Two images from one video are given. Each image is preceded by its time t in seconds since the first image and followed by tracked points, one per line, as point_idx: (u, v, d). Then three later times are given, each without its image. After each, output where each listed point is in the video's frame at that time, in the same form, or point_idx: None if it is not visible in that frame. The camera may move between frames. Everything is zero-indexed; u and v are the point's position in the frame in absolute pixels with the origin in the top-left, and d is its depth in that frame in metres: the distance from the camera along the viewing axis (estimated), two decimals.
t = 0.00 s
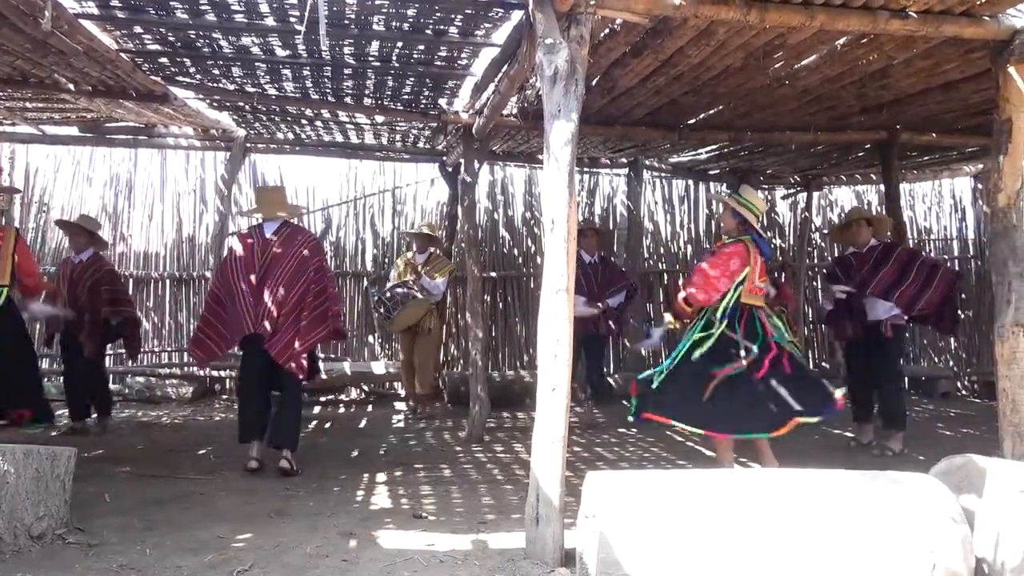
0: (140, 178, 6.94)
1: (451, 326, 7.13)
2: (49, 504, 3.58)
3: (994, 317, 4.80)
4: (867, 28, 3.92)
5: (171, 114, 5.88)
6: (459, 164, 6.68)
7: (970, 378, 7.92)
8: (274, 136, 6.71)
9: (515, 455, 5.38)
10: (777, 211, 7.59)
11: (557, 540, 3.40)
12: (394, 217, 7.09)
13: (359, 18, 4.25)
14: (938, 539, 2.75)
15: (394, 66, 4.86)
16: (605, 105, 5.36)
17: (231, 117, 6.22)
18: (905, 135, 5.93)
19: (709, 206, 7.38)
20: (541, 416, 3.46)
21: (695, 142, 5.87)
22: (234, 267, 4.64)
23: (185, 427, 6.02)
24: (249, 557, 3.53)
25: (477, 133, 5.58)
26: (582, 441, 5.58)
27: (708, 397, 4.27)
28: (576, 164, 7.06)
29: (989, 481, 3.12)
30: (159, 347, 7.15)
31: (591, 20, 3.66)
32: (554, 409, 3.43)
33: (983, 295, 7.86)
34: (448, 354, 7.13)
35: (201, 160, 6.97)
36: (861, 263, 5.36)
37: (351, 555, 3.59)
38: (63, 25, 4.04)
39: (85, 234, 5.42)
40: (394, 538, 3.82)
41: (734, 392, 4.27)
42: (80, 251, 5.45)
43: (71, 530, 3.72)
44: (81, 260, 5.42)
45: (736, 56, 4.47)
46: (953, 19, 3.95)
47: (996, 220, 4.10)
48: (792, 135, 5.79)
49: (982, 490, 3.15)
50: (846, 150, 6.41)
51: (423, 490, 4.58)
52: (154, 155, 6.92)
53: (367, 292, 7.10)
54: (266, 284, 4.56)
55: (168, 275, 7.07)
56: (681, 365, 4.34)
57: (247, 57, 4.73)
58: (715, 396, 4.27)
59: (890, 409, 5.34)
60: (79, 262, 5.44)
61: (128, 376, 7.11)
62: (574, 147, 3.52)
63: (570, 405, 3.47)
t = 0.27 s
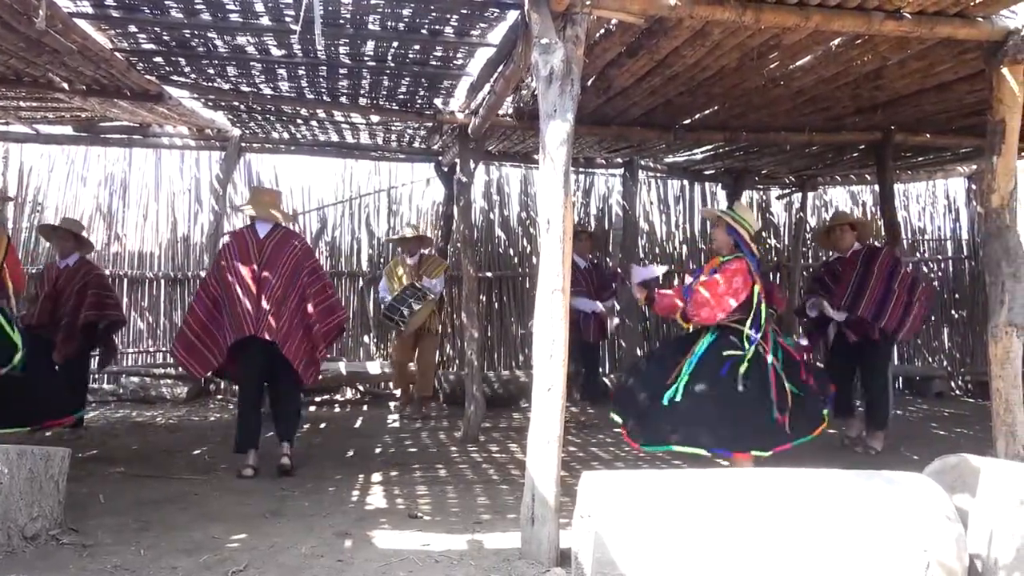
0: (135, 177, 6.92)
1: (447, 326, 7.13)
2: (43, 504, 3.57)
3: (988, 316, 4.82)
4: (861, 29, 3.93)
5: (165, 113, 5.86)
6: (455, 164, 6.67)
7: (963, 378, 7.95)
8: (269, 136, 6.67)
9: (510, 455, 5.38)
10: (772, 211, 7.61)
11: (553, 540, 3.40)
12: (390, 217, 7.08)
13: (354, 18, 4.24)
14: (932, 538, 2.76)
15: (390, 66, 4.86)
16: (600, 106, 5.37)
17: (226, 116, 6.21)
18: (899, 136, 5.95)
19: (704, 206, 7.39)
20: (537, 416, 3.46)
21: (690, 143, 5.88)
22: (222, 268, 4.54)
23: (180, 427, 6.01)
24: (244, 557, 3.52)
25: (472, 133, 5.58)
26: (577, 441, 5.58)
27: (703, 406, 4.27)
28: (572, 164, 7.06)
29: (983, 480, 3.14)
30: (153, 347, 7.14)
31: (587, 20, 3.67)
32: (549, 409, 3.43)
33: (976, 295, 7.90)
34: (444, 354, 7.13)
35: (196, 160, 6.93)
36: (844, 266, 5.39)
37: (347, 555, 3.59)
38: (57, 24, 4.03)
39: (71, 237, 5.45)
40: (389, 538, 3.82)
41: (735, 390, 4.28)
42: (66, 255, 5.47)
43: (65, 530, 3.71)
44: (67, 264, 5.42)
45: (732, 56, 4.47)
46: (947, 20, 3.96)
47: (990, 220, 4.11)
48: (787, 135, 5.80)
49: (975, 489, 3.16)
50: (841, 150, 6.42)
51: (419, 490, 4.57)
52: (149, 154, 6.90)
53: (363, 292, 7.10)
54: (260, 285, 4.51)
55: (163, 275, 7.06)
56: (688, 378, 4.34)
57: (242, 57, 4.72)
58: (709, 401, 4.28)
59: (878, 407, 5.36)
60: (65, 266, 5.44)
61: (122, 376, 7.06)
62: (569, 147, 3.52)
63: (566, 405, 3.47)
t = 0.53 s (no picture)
0: (134, 177, 6.92)
1: (446, 326, 7.13)
2: (42, 505, 3.57)
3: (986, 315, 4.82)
4: (860, 29, 3.93)
5: (164, 113, 5.86)
6: (454, 164, 6.66)
7: (962, 377, 7.95)
8: (269, 135, 6.63)
9: (509, 455, 5.38)
10: (770, 211, 7.61)
11: (552, 540, 3.41)
12: (389, 217, 7.08)
13: (353, 18, 4.24)
14: (931, 538, 2.76)
15: (389, 66, 4.86)
16: (599, 105, 5.36)
17: (225, 116, 6.20)
18: (898, 136, 5.95)
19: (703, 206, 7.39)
20: (536, 416, 3.46)
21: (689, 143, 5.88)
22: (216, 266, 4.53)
23: (179, 427, 6.00)
24: (243, 557, 3.52)
25: (471, 133, 5.58)
26: (576, 441, 5.58)
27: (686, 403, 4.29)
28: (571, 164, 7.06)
29: (982, 480, 3.14)
30: (152, 347, 7.15)
31: (586, 20, 3.67)
32: (549, 409, 3.43)
33: (975, 295, 7.90)
34: (443, 355, 7.12)
35: (195, 160, 6.94)
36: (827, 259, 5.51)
37: (346, 556, 3.59)
38: (56, 24, 4.03)
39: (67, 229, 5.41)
40: (388, 538, 3.82)
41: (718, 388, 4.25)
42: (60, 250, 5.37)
43: (64, 531, 3.71)
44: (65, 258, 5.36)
45: (731, 56, 4.47)
46: (945, 20, 3.96)
47: (988, 220, 4.12)
48: (786, 135, 5.81)
49: (975, 489, 3.16)
50: (840, 150, 6.42)
51: (418, 490, 4.57)
52: (148, 154, 6.90)
53: (362, 292, 7.10)
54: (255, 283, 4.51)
55: (162, 275, 7.05)
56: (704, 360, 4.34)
57: (241, 57, 4.72)
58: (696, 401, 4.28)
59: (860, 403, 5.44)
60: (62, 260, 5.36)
61: (121, 377, 7.02)
62: (568, 147, 3.52)
63: (565, 405, 3.47)
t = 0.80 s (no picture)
0: (134, 177, 6.92)
1: (446, 325, 7.13)
2: (43, 505, 3.57)
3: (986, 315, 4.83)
4: (861, 29, 3.93)
5: (164, 113, 5.86)
6: (455, 165, 6.66)
7: (963, 377, 7.95)
8: (269, 136, 6.62)
9: (510, 455, 5.38)
10: (771, 211, 7.61)
11: (552, 540, 3.40)
12: (389, 217, 7.07)
13: (353, 18, 4.24)
14: (931, 538, 2.76)
15: (389, 66, 4.86)
16: (600, 105, 5.36)
17: (226, 116, 6.20)
18: (899, 136, 5.95)
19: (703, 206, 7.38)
20: (537, 416, 3.46)
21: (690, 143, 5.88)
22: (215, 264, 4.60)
23: (179, 427, 6.00)
24: (244, 557, 3.52)
25: (471, 133, 5.58)
26: (577, 441, 5.58)
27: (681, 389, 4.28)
28: (571, 164, 7.05)
29: (982, 481, 3.14)
30: (153, 347, 7.15)
31: (586, 20, 3.67)
32: (549, 409, 3.43)
33: (976, 295, 7.90)
34: (443, 355, 7.12)
35: (195, 160, 6.93)
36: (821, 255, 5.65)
37: (346, 556, 3.59)
38: (56, 24, 4.03)
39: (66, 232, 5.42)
40: (389, 538, 3.82)
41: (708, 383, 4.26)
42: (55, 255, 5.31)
43: (65, 531, 3.70)
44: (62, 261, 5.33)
45: (731, 56, 4.47)
46: (946, 20, 3.96)
47: (989, 220, 4.12)
48: (786, 135, 5.81)
49: (975, 489, 3.16)
50: (840, 151, 6.42)
51: (418, 490, 4.57)
52: (148, 154, 6.90)
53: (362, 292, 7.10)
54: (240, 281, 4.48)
55: (162, 275, 7.06)
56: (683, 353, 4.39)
57: (241, 57, 4.72)
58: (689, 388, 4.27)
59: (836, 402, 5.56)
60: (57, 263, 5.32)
61: (121, 377, 7.02)
62: (569, 147, 3.53)
63: (565, 404, 3.47)
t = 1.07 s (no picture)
0: (136, 177, 6.93)
1: (447, 325, 7.12)
2: (45, 505, 3.57)
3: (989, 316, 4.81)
4: (862, 29, 3.93)
5: (166, 113, 5.86)
6: (456, 164, 6.66)
7: (965, 377, 7.95)
8: (270, 136, 6.63)
9: (511, 455, 5.38)
10: (773, 211, 7.59)
11: (553, 540, 3.40)
12: (391, 217, 7.07)
13: (355, 18, 4.24)
14: (933, 538, 2.76)
15: (391, 66, 4.86)
16: (602, 105, 5.36)
17: (227, 116, 6.19)
18: (901, 136, 5.95)
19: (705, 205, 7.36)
20: (538, 416, 3.46)
21: (691, 143, 5.88)
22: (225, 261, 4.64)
23: (181, 427, 6.01)
24: (246, 557, 3.53)
25: (473, 133, 5.58)
26: (578, 441, 5.58)
27: (676, 393, 4.22)
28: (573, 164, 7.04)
29: (984, 481, 3.13)
30: (155, 347, 7.15)
31: (587, 20, 3.67)
32: (551, 409, 3.43)
33: (978, 295, 7.89)
34: (444, 355, 7.12)
35: (197, 160, 6.93)
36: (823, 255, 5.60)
37: (347, 556, 3.59)
38: (58, 24, 4.03)
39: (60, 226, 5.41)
40: (390, 538, 3.82)
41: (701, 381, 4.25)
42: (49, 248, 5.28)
43: (67, 531, 3.71)
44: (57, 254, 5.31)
45: (732, 56, 4.47)
46: (948, 20, 3.95)
47: (991, 220, 4.12)
48: (788, 135, 5.81)
49: (977, 490, 3.15)
50: (842, 150, 6.42)
51: (420, 490, 4.58)
52: (150, 154, 6.91)
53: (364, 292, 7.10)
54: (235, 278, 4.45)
55: (164, 275, 7.07)
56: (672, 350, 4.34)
57: (243, 57, 4.72)
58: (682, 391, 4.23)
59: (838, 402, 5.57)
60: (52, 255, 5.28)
61: (123, 377, 7.02)
62: (571, 147, 3.52)
63: (567, 405, 3.47)
